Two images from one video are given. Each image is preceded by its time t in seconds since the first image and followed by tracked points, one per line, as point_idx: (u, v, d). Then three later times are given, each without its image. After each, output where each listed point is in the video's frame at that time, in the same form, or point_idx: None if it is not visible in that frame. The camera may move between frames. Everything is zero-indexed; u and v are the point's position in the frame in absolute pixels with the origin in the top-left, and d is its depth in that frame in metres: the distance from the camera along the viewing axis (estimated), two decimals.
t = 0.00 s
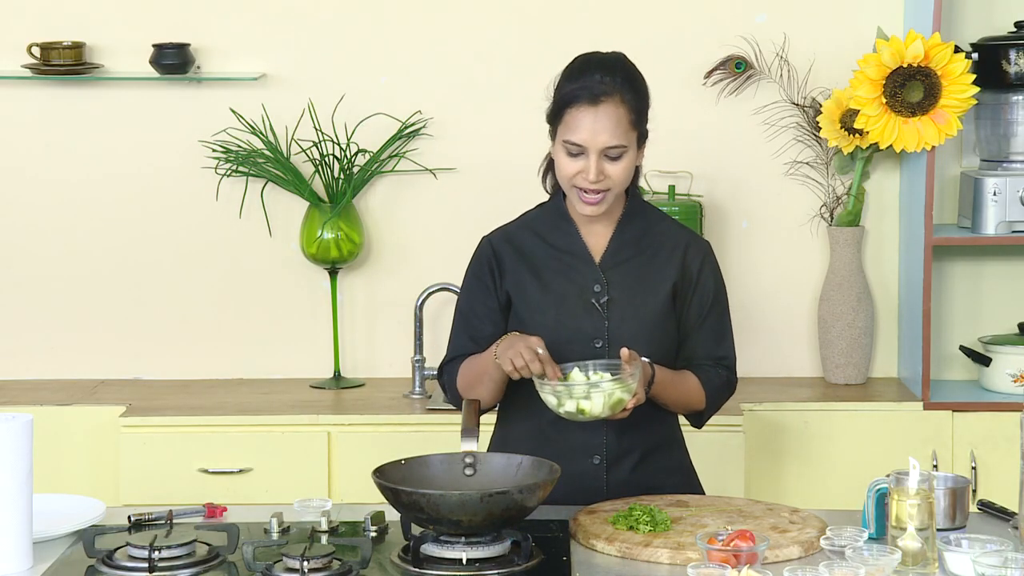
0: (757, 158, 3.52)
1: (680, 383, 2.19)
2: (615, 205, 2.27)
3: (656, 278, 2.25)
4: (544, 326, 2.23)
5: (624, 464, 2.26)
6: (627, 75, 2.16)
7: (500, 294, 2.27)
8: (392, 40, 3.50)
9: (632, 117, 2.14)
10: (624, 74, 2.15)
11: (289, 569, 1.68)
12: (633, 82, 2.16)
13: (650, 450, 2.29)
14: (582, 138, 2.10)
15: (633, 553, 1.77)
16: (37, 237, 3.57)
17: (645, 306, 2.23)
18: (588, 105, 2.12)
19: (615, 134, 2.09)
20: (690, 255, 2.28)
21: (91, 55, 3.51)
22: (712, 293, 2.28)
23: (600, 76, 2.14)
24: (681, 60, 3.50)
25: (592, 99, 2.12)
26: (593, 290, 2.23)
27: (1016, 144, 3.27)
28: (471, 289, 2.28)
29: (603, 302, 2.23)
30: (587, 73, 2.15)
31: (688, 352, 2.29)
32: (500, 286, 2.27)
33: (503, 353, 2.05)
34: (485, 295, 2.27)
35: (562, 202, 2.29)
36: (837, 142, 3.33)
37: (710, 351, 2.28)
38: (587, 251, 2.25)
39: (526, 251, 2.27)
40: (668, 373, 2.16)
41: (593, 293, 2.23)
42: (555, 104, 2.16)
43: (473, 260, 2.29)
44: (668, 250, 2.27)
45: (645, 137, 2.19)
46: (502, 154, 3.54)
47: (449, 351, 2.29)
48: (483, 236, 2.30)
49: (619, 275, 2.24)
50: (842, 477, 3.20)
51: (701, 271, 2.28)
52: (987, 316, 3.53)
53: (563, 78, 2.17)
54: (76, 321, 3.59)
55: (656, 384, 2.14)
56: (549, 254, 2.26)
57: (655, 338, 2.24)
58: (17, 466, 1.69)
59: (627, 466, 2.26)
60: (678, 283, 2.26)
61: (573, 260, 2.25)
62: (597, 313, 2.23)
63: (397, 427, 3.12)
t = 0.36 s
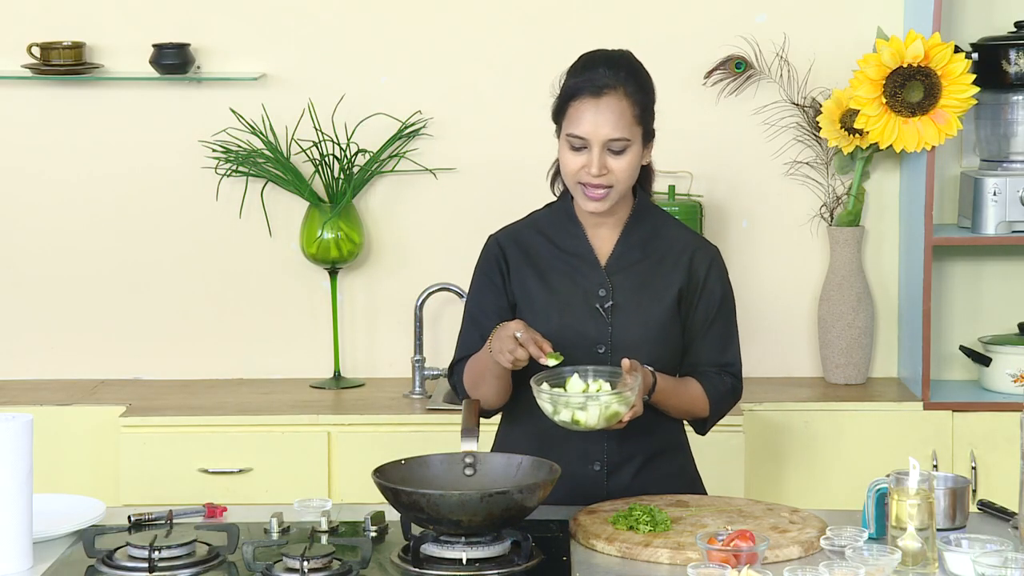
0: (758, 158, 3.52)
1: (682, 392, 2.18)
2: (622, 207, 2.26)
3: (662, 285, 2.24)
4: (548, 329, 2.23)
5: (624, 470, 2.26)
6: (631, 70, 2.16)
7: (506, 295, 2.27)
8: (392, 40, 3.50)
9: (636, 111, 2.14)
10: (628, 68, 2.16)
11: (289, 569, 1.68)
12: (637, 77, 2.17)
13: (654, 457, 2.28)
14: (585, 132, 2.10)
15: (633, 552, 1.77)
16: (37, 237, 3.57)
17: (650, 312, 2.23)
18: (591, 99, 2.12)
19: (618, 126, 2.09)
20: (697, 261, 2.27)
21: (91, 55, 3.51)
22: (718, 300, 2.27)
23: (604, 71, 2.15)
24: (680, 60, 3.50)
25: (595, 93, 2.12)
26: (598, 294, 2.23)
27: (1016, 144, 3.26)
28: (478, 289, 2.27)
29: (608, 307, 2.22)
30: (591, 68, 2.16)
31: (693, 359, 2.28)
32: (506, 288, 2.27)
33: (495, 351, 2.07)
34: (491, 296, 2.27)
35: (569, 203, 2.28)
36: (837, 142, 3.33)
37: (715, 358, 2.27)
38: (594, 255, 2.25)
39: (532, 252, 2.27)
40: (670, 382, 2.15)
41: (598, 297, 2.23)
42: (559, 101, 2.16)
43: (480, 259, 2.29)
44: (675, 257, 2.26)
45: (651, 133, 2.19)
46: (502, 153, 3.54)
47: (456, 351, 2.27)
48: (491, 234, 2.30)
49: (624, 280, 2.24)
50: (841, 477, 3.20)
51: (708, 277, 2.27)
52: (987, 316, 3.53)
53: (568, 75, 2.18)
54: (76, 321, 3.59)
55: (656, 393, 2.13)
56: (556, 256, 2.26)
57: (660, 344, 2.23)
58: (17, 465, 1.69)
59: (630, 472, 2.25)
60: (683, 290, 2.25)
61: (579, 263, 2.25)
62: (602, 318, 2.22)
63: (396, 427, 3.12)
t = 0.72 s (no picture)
0: (758, 158, 3.52)
1: (683, 401, 2.19)
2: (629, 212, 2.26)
3: (667, 291, 2.24)
4: (551, 333, 2.23)
5: (624, 472, 2.26)
6: (636, 72, 2.16)
7: (511, 297, 2.27)
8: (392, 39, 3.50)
9: (641, 114, 2.13)
10: (633, 71, 2.15)
11: (289, 569, 1.68)
12: (642, 80, 2.16)
13: (656, 460, 2.27)
14: (589, 136, 2.10)
15: (632, 553, 1.77)
16: (36, 237, 3.57)
17: (654, 318, 2.22)
18: (595, 103, 2.12)
19: (622, 130, 2.09)
20: (703, 267, 2.26)
21: (91, 55, 3.51)
22: (723, 307, 2.26)
23: (608, 74, 2.15)
24: (680, 60, 3.50)
25: (599, 97, 2.12)
26: (601, 301, 2.22)
27: (1016, 144, 3.26)
28: (483, 290, 2.27)
29: (611, 313, 2.22)
30: (595, 71, 2.16)
31: (696, 365, 2.28)
32: (511, 289, 2.27)
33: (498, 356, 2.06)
34: (496, 298, 2.26)
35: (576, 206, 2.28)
36: (837, 142, 3.33)
37: (719, 366, 2.27)
38: (599, 260, 2.25)
39: (537, 255, 2.27)
40: (672, 392, 2.15)
41: (602, 304, 2.22)
42: (564, 104, 2.16)
43: (486, 259, 2.29)
44: (680, 263, 2.25)
45: (656, 135, 2.19)
46: (502, 153, 3.54)
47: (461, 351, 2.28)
48: (497, 235, 2.30)
49: (628, 286, 2.23)
50: (841, 477, 3.20)
51: (714, 283, 2.26)
52: (987, 316, 3.53)
53: (572, 78, 2.18)
54: (77, 321, 3.59)
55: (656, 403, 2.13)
56: (561, 260, 2.26)
57: (663, 351, 2.23)
58: (17, 466, 1.69)
59: (630, 474, 2.26)
60: (688, 297, 2.24)
61: (584, 268, 2.25)
62: (605, 325, 2.22)
63: (396, 427, 3.12)
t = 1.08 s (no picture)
0: (758, 158, 3.52)
1: (682, 404, 2.18)
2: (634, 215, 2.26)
3: (669, 293, 2.23)
4: (552, 334, 2.22)
5: (624, 473, 2.26)
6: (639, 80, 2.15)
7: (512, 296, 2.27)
8: (391, 39, 3.50)
9: (646, 122, 2.13)
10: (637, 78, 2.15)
11: (289, 569, 1.68)
12: (646, 87, 2.16)
13: (656, 461, 2.27)
14: (594, 144, 2.09)
15: (633, 553, 1.77)
16: (36, 237, 3.57)
17: (655, 320, 2.21)
18: (599, 111, 2.12)
19: (627, 138, 2.09)
20: (705, 270, 2.25)
21: (91, 55, 3.51)
22: (725, 309, 2.26)
23: (611, 81, 2.14)
24: (680, 60, 3.50)
25: (603, 105, 2.12)
26: (603, 302, 2.22)
27: (1016, 144, 3.26)
28: (484, 288, 2.27)
29: (612, 315, 2.21)
30: (599, 79, 2.15)
31: (697, 368, 2.28)
32: (513, 289, 2.27)
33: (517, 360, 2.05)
34: (496, 298, 2.26)
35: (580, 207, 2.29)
36: (838, 142, 3.33)
37: (719, 369, 2.26)
38: (602, 262, 2.25)
39: (540, 255, 2.27)
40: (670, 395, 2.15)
41: (603, 305, 2.22)
42: (568, 112, 2.16)
43: (489, 258, 2.29)
44: (683, 266, 2.25)
45: (661, 142, 2.18)
46: (502, 153, 3.54)
47: (459, 350, 2.29)
48: (501, 234, 2.30)
49: (629, 288, 2.23)
50: (841, 477, 3.20)
51: (716, 286, 2.26)
52: (987, 316, 3.53)
53: (575, 86, 2.17)
54: (77, 322, 3.59)
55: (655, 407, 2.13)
56: (564, 261, 2.26)
57: (664, 354, 2.22)
58: (17, 466, 1.69)
59: (630, 475, 2.26)
60: (690, 299, 2.24)
61: (586, 269, 2.25)
62: (606, 326, 2.21)
63: (396, 427, 3.12)
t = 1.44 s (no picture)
0: (758, 158, 3.52)
1: (682, 401, 2.17)
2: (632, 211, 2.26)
3: (668, 288, 2.23)
4: (552, 330, 2.22)
5: (624, 473, 2.25)
6: (630, 73, 2.16)
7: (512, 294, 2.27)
8: (391, 39, 3.50)
9: (639, 115, 2.13)
10: (628, 71, 2.15)
11: (289, 569, 1.68)
12: (637, 80, 2.16)
13: (656, 461, 2.27)
14: (589, 140, 2.09)
15: (633, 553, 1.77)
16: (36, 236, 3.57)
17: (655, 315, 2.21)
18: (592, 106, 2.12)
19: (621, 132, 2.09)
20: (705, 265, 2.25)
21: (91, 55, 3.51)
22: (725, 304, 2.25)
23: (603, 77, 2.14)
24: (680, 60, 3.50)
25: (595, 100, 2.12)
26: (603, 297, 2.22)
27: (1016, 144, 3.26)
28: (483, 286, 2.28)
29: (612, 310, 2.22)
30: (589, 75, 2.15)
31: (698, 364, 2.27)
32: (512, 286, 2.27)
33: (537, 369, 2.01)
34: (496, 296, 2.27)
35: (578, 204, 2.29)
36: (838, 142, 3.33)
37: (719, 365, 2.25)
38: (601, 258, 2.25)
39: (540, 252, 2.27)
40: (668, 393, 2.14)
41: (602, 300, 2.22)
42: (561, 109, 2.16)
43: (489, 255, 2.29)
44: (682, 261, 2.25)
45: (655, 134, 2.19)
46: (501, 154, 3.54)
47: (455, 343, 2.29)
48: (500, 232, 2.31)
49: (629, 283, 2.23)
50: (841, 477, 3.20)
51: (716, 281, 2.25)
52: (987, 316, 3.53)
53: (566, 83, 2.17)
54: (77, 321, 3.59)
55: (654, 405, 2.12)
56: (564, 257, 2.26)
57: (665, 349, 2.22)
58: (17, 466, 1.69)
59: (631, 475, 2.25)
60: (690, 294, 2.23)
61: (586, 265, 2.25)
62: (606, 321, 2.21)
63: (396, 427, 3.12)
